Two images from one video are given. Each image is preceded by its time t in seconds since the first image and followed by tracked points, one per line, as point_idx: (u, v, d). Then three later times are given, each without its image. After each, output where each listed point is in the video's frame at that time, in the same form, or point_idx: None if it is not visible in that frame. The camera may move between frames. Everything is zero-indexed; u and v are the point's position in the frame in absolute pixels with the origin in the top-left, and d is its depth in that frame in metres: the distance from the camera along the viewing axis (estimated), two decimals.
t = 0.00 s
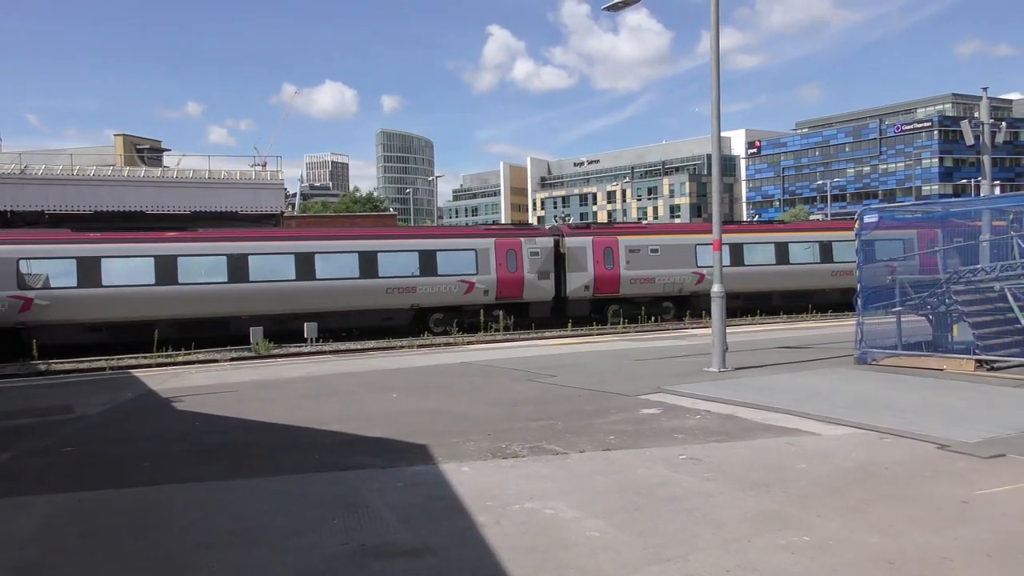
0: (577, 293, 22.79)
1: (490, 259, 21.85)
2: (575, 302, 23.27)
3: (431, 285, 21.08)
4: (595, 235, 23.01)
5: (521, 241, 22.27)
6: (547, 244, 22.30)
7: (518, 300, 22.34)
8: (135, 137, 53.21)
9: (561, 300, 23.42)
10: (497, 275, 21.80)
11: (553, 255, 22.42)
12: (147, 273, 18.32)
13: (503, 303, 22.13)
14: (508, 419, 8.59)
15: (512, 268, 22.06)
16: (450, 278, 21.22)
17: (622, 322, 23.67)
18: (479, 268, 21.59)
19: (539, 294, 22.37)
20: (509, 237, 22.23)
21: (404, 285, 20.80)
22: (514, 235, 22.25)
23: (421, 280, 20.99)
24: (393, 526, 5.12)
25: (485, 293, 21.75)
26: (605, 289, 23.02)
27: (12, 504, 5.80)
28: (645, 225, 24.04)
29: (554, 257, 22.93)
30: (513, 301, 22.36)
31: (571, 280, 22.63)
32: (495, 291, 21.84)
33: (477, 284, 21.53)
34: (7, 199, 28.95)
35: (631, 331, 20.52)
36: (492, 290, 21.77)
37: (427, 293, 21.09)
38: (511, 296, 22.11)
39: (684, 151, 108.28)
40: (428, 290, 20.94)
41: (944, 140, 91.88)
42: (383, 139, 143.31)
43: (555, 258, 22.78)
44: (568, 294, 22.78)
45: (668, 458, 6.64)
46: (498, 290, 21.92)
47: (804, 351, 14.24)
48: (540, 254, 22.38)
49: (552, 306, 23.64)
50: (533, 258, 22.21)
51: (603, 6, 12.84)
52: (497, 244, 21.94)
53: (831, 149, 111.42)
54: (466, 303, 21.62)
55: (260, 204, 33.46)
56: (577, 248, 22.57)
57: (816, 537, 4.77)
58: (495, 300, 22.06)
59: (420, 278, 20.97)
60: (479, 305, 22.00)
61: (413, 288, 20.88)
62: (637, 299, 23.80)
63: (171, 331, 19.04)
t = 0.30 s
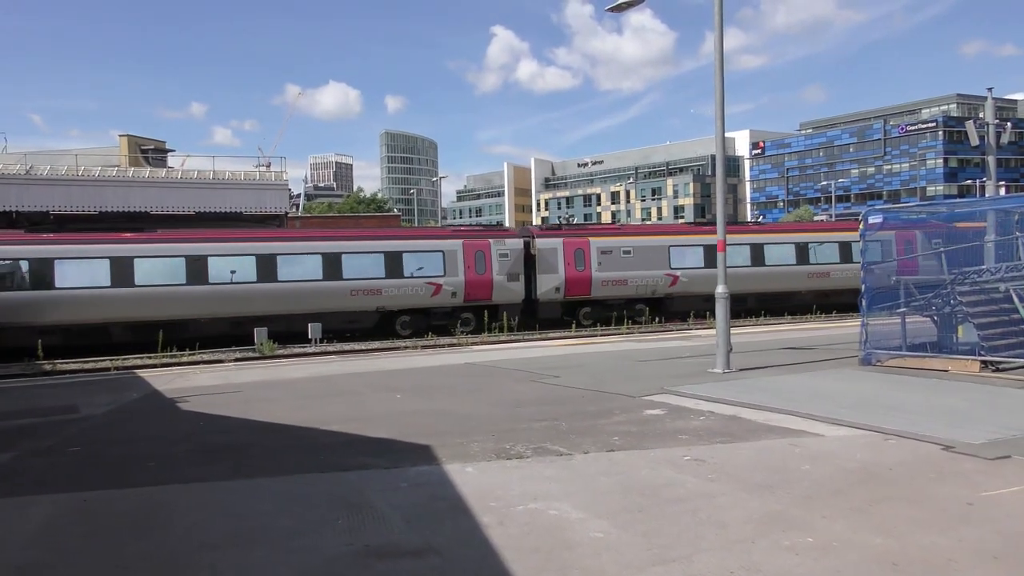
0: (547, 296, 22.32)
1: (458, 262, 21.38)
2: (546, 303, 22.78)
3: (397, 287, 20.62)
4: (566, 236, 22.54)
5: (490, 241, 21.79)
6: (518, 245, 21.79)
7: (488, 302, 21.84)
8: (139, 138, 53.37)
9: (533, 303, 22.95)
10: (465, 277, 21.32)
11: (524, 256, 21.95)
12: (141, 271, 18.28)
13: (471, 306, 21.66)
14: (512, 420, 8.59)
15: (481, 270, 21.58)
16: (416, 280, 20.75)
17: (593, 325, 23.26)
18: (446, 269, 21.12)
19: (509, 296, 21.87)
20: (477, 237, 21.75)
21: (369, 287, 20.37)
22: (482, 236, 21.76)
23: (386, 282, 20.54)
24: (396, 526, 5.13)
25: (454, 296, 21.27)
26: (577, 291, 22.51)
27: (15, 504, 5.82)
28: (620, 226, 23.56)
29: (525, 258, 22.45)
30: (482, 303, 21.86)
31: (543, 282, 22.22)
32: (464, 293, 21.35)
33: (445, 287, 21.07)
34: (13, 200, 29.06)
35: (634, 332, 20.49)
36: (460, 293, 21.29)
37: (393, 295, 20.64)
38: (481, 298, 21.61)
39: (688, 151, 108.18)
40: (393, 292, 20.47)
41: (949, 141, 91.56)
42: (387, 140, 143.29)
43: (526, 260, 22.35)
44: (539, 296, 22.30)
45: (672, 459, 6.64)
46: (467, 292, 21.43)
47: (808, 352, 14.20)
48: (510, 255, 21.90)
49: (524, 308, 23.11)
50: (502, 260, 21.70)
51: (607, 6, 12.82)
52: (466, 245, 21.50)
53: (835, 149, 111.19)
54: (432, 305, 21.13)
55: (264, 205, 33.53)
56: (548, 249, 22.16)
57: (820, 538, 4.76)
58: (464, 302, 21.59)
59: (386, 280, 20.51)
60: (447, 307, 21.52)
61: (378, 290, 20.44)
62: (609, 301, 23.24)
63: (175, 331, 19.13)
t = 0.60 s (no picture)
0: (521, 299, 22.03)
1: (429, 264, 21.05)
2: (519, 306, 22.48)
3: (364, 290, 20.32)
4: (539, 239, 22.32)
5: (462, 244, 21.45)
6: (488, 247, 21.44)
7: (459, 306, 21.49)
8: (143, 140, 53.53)
9: (505, 305, 22.60)
10: (436, 280, 21.00)
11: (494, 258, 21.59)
12: (111, 274, 18.10)
13: (441, 309, 21.31)
14: (514, 422, 8.59)
15: (452, 272, 21.24)
16: (385, 282, 20.45)
17: (568, 328, 22.98)
18: (416, 272, 20.81)
19: (481, 299, 21.54)
20: (448, 240, 21.44)
21: (337, 290, 20.09)
22: (453, 239, 21.43)
23: (353, 285, 20.25)
24: (399, 528, 5.13)
25: (424, 299, 20.96)
26: (550, 294, 22.26)
27: (19, 505, 5.84)
28: (596, 228, 23.31)
29: (497, 261, 22.20)
30: (453, 307, 21.52)
31: (515, 285, 21.97)
32: (434, 296, 21.02)
33: (414, 289, 20.75)
34: (17, 202, 29.11)
35: (637, 333, 20.46)
36: (431, 296, 20.97)
37: (362, 298, 20.35)
38: (452, 301, 21.28)
39: (691, 153, 108.15)
40: (361, 295, 20.16)
41: (953, 142, 91.32)
42: (390, 142, 143.39)
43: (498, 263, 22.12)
44: (511, 299, 22.04)
45: (675, 461, 6.63)
46: (438, 295, 21.10)
47: (811, 354, 14.17)
48: (481, 258, 21.56)
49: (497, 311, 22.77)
50: (474, 262, 21.39)
51: (610, 8, 12.80)
52: (436, 248, 21.17)
53: (838, 151, 111.06)
54: (401, 308, 20.81)
55: (267, 206, 33.54)
56: (521, 253, 21.88)
57: (824, 540, 4.75)
58: (435, 305, 21.26)
59: (353, 282, 20.21)
60: (417, 310, 21.20)
61: (344, 293, 20.13)
62: (584, 304, 23.02)
63: (179, 333, 19.20)
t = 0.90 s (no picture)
0: (488, 301, 21.70)
1: (393, 266, 20.69)
2: (487, 309, 22.13)
3: (328, 292, 19.99)
4: (508, 240, 21.91)
5: (428, 244, 21.08)
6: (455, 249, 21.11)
7: (426, 308, 21.18)
8: (146, 141, 53.66)
9: (473, 307, 22.28)
10: (401, 282, 20.64)
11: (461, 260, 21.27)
12: (110, 274, 18.07)
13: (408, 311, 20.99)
14: (518, 423, 8.58)
15: (418, 274, 20.89)
16: (349, 285, 20.12)
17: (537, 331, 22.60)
18: (380, 274, 20.48)
19: (448, 301, 21.21)
20: (413, 241, 21.03)
21: (299, 293, 19.77)
22: (419, 240, 21.03)
23: (317, 287, 19.93)
24: (403, 528, 5.13)
25: (389, 301, 20.63)
26: (519, 297, 21.89)
27: (23, 505, 5.84)
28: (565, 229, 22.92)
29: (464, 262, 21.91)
30: (420, 309, 21.20)
31: (482, 287, 21.60)
32: (399, 298, 20.69)
33: (379, 292, 20.43)
34: (20, 202, 29.16)
35: (640, 334, 20.44)
36: (396, 298, 20.62)
37: (325, 301, 20.01)
38: (417, 303, 20.94)
39: (694, 154, 108.10)
40: (325, 297, 19.85)
41: (956, 143, 91.12)
42: (393, 143, 143.46)
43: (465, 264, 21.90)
44: (479, 301, 21.67)
45: (679, 462, 6.62)
46: (404, 297, 20.77)
47: (814, 355, 14.15)
48: (448, 259, 21.23)
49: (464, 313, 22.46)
50: (440, 264, 21.04)
51: (614, 9, 12.79)
52: (401, 249, 20.80)
53: (841, 152, 110.93)
54: (366, 311, 20.50)
55: (270, 207, 33.56)
56: (487, 254, 21.51)
57: (829, 542, 4.74)
58: (401, 308, 20.94)
59: (316, 284, 19.89)
60: (382, 312, 20.88)
61: (307, 295, 19.81)
62: (552, 306, 22.70)
63: (182, 333, 19.25)
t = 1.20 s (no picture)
0: (462, 302, 21.34)
1: (365, 266, 20.41)
2: (461, 310, 21.78)
3: (296, 293, 19.73)
4: (482, 240, 21.58)
5: (400, 245, 20.77)
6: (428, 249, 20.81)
7: (398, 309, 20.84)
8: (151, 141, 53.86)
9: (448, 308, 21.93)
10: (372, 283, 20.35)
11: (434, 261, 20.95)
12: (117, 274, 18.19)
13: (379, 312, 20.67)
14: (522, 423, 8.57)
15: (390, 275, 20.59)
16: (317, 286, 19.84)
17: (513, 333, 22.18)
18: (351, 275, 20.18)
19: (420, 303, 20.90)
20: (385, 241, 20.73)
21: (266, 294, 19.51)
22: (390, 240, 20.74)
23: (286, 288, 19.68)
24: (409, 528, 5.12)
25: (360, 302, 20.33)
26: (494, 298, 21.55)
27: (29, 505, 5.85)
28: (542, 229, 22.63)
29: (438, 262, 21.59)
30: (393, 310, 20.87)
31: (456, 287, 21.21)
32: (370, 299, 20.40)
33: (349, 292, 20.13)
34: (26, 203, 29.26)
35: (645, 335, 20.39)
36: (366, 299, 20.33)
37: (293, 302, 19.75)
38: (388, 304, 20.61)
39: (699, 154, 107.94)
40: (293, 298, 19.58)
41: (963, 144, 90.71)
42: (399, 143, 143.70)
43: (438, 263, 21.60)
44: (452, 302, 21.32)
45: (684, 462, 6.60)
46: (375, 298, 20.47)
47: (820, 356, 14.10)
48: (421, 260, 20.92)
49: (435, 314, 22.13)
50: (412, 265, 20.73)
51: (619, 9, 12.79)
52: (372, 249, 20.49)
53: (847, 153, 110.60)
54: (336, 312, 20.20)
55: (275, 207, 33.62)
56: (462, 254, 21.13)
57: (836, 542, 4.73)
58: (372, 309, 20.62)
59: (285, 285, 19.63)
60: (353, 314, 20.57)
61: (275, 296, 19.54)
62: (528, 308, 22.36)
63: (188, 334, 19.31)
